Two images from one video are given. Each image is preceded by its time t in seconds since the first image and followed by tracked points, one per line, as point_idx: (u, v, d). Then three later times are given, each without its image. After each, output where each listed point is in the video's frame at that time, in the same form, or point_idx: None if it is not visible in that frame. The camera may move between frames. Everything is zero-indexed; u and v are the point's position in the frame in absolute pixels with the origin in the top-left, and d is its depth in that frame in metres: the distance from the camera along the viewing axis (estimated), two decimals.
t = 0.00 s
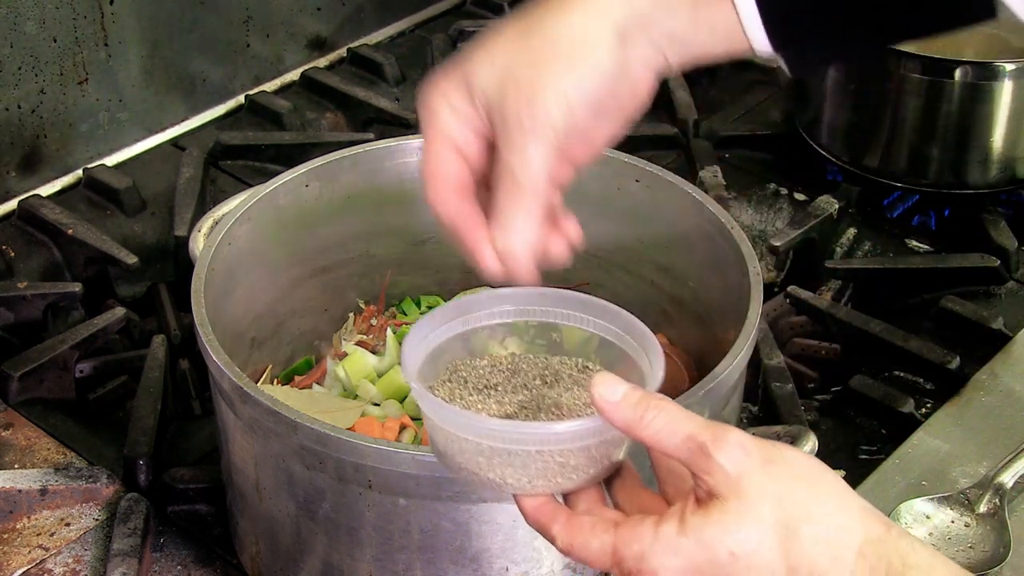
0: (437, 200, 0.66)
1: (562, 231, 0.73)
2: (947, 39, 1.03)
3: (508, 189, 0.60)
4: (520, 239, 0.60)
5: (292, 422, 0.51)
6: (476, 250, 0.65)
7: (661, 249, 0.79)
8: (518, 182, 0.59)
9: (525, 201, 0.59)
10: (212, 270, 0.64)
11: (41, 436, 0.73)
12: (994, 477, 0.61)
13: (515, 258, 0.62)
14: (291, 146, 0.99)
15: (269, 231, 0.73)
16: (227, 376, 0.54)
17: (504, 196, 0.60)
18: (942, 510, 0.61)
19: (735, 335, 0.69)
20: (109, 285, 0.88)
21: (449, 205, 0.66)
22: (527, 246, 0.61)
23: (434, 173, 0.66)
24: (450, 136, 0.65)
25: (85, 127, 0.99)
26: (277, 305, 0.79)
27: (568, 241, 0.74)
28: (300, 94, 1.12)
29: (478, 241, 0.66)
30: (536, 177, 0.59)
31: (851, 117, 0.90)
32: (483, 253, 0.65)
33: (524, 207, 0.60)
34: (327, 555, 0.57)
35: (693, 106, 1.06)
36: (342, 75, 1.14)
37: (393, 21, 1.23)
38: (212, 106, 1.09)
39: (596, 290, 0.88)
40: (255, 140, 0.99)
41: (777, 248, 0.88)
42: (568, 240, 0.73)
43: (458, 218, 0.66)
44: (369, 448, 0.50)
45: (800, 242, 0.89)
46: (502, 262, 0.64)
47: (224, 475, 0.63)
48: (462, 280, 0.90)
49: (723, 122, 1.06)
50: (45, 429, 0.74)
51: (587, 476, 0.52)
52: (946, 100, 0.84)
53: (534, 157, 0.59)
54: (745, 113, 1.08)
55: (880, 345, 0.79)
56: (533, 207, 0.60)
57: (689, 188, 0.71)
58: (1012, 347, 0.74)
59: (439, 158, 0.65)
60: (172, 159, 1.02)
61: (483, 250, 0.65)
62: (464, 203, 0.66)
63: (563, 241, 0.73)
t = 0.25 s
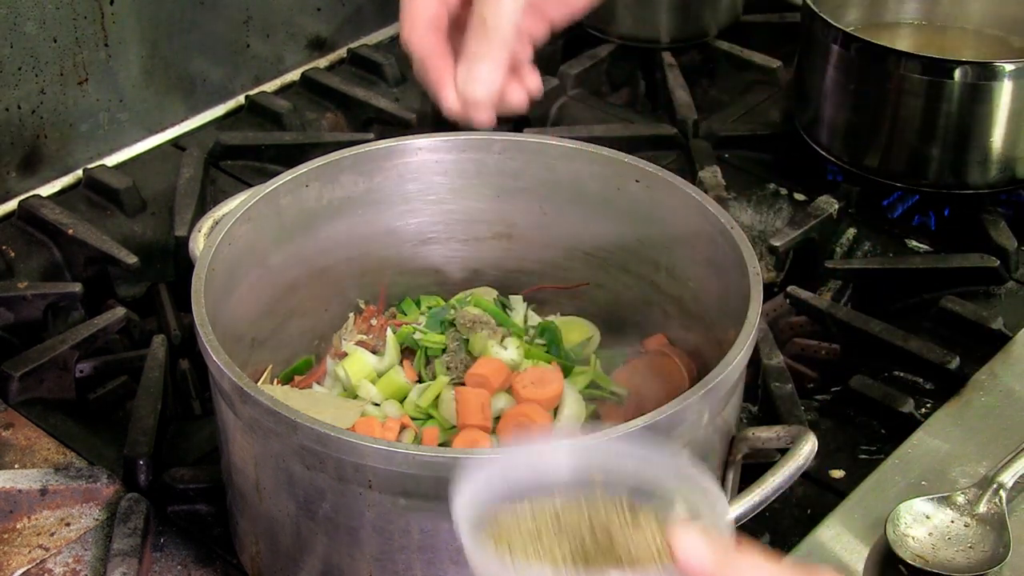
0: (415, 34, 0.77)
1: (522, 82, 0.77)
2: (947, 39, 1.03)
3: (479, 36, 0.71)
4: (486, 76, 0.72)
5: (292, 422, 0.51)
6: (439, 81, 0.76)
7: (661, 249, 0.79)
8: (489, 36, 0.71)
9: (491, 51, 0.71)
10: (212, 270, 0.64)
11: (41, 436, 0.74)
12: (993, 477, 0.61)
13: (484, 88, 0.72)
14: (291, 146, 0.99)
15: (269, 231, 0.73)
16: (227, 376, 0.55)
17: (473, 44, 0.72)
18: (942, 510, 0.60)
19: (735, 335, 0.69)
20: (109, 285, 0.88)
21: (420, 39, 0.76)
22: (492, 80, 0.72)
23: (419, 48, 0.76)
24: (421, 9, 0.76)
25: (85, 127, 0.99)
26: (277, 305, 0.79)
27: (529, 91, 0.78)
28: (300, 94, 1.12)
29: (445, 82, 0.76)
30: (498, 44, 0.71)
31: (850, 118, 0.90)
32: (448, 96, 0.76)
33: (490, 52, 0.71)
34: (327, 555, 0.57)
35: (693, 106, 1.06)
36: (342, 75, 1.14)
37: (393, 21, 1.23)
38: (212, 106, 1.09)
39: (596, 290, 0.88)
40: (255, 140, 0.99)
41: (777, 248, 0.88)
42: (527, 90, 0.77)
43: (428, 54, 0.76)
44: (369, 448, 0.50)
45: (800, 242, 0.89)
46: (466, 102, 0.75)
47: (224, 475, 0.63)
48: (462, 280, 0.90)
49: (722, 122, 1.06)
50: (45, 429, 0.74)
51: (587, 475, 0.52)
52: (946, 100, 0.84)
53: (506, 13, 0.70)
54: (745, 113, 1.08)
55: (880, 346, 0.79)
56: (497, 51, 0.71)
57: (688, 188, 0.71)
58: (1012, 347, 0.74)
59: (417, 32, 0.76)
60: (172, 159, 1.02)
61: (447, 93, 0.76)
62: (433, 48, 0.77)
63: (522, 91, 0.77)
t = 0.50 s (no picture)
0: (417, 26, 0.80)
1: (510, 74, 0.81)
2: (947, 39, 1.03)
3: (468, 27, 0.70)
4: (473, 70, 0.70)
5: (292, 421, 0.51)
6: (432, 72, 0.77)
7: (661, 249, 0.79)
8: (477, 30, 0.70)
9: (479, 43, 0.70)
10: (212, 270, 0.64)
11: (41, 436, 0.74)
12: (994, 477, 0.61)
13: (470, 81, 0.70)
14: (291, 146, 0.99)
15: (269, 231, 0.73)
16: (227, 376, 0.55)
17: (462, 38, 0.71)
18: (942, 510, 0.60)
19: (735, 336, 0.69)
20: (109, 285, 0.88)
21: (421, 35, 0.80)
22: (479, 74, 0.70)
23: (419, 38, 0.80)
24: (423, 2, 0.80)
25: (85, 127, 0.99)
26: (277, 305, 0.79)
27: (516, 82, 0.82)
28: (300, 94, 1.12)
29: (439, 77, 0.76)
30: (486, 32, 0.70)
31: (850, 118, 0.90)
32: (439, 87, 0.75)
33: (479, 44, 0.70)
34: (327, 555, 0.57)
35: (693, 106, 1.06)
36: (342, 75, 1.14)
37: (393, 21, 1.23)
38: (212, 106, 1.10)
39: (597, 290, 0.88)
40: (255, 140, 1.00)
41: (777, 248, 0.88)
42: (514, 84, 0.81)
43: (427, 45, 0.79)
44: (369, 448, 0.50)
45: (800, 242, 0.89)
46: (456, 95, 0.73)
47: (224, 474, 0.63)
48: (462, 280, 0.90)
49: (722, 122, 1.06)
50: (45, 429, 0.74)
51: (587, 476, 0.52)
52: (946, 100, 0.84)
53: (495, 7, 0.69)
54: (745, 113, 1.08)
55: (880, 346, 0.79)
56: (487, 44, 0.70)
57: (689, 188, 0.71)
58: (1012, 347, 0.74)
59: (419, 22, 0.80)
60: (172, 159, 1.02)
61: (439, 85, 0.75)
62: (434, 36, 0.80)
63: (509, 85, 0.81)
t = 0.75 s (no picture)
0: (422, 58, 0.78)
1: (513, 104, 0.79)
2: (947, 39, 1.03)
3: (470, 60, 0.67)
4: (475, 103, 0.67)
5: (292, 421, 0.51)
6: (437, 104, 0.75)
7: (661, 249, 0.79)
8: (479, 63, 0.66)
9: (481, 77, 0.66)
10: (212, 270, 0.64)
11: (41, 436, 0.74)
12: (994, 477, 0.61)
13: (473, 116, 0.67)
14: (291, 146, 0.99)
15: (269, 231, 0.73)
16: (227, 376, 0.55)
17: (464, 70, 0.67)
18: (942, 510, 0.60)
19: (735, 336, 0.69)
20: (109, 286, 0.88)
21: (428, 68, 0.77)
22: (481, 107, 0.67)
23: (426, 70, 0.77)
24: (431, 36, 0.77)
25: (85, 127, 0.99)
26: (277, 305, 0.79)
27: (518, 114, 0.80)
28: (300, 94, 1.12)
29: (443, 109, 0.73)
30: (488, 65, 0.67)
31: (850, 118, 0.90)
32: (445, 120, 0.72)
33: (481, 77, 0.66)
34: (327, 555, 0.57)
35: (693, 106, 1.06)
36: (342, 75, 1.14)
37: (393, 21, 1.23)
38: (212, 105, 1.09)
39: (597, 290, 0.88)
40: (256, 140, 1.00)
41: (777, 248, 0.88)
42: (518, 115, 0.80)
43: (432, 77, 0.77)
44: (369, 448, 0.50)
45: (800, 242, 0.89)
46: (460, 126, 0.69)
47: (224, 474, 0.63)
48: (462, 280, 0.90)
49: (722, 122, 1.06)
50: (45, 429, 0.74)
51: (587, 476, 0.52)
52: (946, 100, 0.84)
53: (496, 41, 0.66)
54: (745, 113, 1.08)
55: (880, 346, 0.79)
56: (489, 77, 0.66)
57: (689, 188, 0.71)
58: (1012, 347, 0.74)
59: (426, 54, 0.77)
60: (172, 159, 1.02)
61: (444, 118, 0.72)
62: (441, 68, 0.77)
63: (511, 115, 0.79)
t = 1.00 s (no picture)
0: (417, 63, 0.76)
1: (509, 110, 0.77)
2: (947, 39, 1.03)
3: (467, 67, 0.67)
4: (470, 110, 0.67)
5: (292, 421, 0.51)
6: (432, 110, 0.73)
7: (661, 249, 0.79)
8: (476, 70, 0.66)
9: (478, 83, 0.66)
10: (213, 270, 0.64)
11: (41, 436, 0.74)
12: (994, 477, 0.61)
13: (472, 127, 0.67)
14: (291, 146, 0.99)
15: (269, 231, 0.73)
16: (227, 376, 0.54)
17: (461, 77, 0.67)
18: (942, 510, 0.60)
19: (735, 336, 0.69)
20: (109, 286, 0.88)
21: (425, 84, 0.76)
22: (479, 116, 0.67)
23: (422, 77, 0.76)
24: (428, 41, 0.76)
25: (85, 127, 0.99)
26: (277, 305, 0.79)
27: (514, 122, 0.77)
28: (300, 94, 1.12)
29: (439, 114, 0.72)
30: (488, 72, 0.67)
31: (850, 118, 0.90)
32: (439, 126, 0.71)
33: (478, 84, 0.66)
34: (327, 555, 0.57)
35: (693, 106, 1.06)
36: (342, 75, 1.14)
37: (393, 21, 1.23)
38: (212, 106, 1.09)
39: (597, 290, 0.88)
40: (256, 140, 1.00)
41: (777, 248, 0.88)
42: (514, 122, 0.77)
43: (427, 84, 0.76)
44: (369, 448, 0.50)
45: (800, 242, 0.89)
46: (456, 133, 0.69)
47: (224, 475, 0.63)
48: (462, 280, 0.90)
49: (722, 122, 1.06)
50: (45, 429, 0.74)
51: (587, 476, 0.52)
52: (946, 99, 0.84)
53: (494, 48, 0.66)
54: (746, 113, 1.08)
55: (880, 346, 0.79)
56: (486, 84, 0.66)
57: (689, 188, 0.71)
58: (1012, 346, 0.74)
59: (420, 63, 0.76)
60: (172, 159, 1.02)
61: (439, 123, 0.71)
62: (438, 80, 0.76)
63: (509, 120, 0.77)
